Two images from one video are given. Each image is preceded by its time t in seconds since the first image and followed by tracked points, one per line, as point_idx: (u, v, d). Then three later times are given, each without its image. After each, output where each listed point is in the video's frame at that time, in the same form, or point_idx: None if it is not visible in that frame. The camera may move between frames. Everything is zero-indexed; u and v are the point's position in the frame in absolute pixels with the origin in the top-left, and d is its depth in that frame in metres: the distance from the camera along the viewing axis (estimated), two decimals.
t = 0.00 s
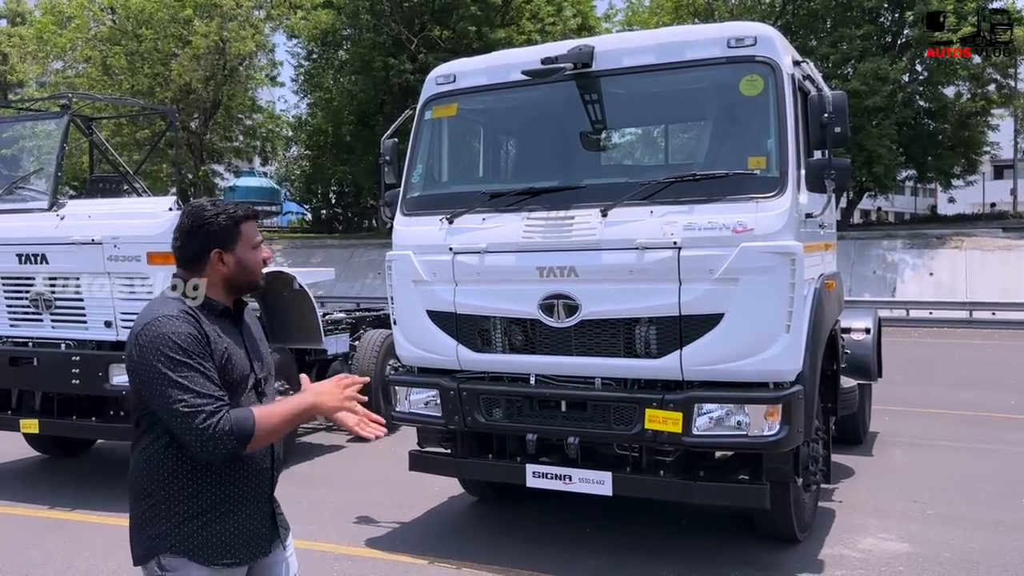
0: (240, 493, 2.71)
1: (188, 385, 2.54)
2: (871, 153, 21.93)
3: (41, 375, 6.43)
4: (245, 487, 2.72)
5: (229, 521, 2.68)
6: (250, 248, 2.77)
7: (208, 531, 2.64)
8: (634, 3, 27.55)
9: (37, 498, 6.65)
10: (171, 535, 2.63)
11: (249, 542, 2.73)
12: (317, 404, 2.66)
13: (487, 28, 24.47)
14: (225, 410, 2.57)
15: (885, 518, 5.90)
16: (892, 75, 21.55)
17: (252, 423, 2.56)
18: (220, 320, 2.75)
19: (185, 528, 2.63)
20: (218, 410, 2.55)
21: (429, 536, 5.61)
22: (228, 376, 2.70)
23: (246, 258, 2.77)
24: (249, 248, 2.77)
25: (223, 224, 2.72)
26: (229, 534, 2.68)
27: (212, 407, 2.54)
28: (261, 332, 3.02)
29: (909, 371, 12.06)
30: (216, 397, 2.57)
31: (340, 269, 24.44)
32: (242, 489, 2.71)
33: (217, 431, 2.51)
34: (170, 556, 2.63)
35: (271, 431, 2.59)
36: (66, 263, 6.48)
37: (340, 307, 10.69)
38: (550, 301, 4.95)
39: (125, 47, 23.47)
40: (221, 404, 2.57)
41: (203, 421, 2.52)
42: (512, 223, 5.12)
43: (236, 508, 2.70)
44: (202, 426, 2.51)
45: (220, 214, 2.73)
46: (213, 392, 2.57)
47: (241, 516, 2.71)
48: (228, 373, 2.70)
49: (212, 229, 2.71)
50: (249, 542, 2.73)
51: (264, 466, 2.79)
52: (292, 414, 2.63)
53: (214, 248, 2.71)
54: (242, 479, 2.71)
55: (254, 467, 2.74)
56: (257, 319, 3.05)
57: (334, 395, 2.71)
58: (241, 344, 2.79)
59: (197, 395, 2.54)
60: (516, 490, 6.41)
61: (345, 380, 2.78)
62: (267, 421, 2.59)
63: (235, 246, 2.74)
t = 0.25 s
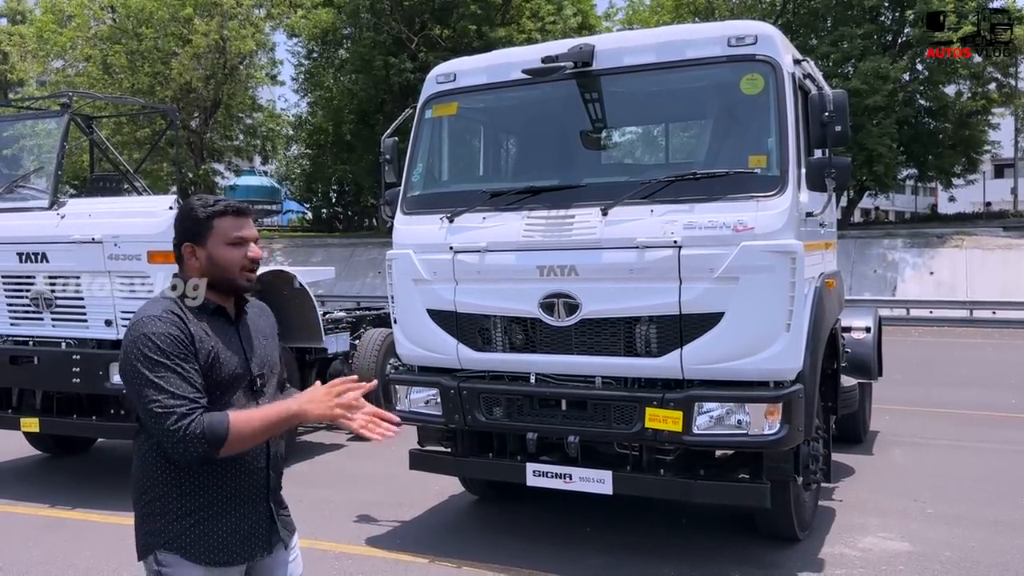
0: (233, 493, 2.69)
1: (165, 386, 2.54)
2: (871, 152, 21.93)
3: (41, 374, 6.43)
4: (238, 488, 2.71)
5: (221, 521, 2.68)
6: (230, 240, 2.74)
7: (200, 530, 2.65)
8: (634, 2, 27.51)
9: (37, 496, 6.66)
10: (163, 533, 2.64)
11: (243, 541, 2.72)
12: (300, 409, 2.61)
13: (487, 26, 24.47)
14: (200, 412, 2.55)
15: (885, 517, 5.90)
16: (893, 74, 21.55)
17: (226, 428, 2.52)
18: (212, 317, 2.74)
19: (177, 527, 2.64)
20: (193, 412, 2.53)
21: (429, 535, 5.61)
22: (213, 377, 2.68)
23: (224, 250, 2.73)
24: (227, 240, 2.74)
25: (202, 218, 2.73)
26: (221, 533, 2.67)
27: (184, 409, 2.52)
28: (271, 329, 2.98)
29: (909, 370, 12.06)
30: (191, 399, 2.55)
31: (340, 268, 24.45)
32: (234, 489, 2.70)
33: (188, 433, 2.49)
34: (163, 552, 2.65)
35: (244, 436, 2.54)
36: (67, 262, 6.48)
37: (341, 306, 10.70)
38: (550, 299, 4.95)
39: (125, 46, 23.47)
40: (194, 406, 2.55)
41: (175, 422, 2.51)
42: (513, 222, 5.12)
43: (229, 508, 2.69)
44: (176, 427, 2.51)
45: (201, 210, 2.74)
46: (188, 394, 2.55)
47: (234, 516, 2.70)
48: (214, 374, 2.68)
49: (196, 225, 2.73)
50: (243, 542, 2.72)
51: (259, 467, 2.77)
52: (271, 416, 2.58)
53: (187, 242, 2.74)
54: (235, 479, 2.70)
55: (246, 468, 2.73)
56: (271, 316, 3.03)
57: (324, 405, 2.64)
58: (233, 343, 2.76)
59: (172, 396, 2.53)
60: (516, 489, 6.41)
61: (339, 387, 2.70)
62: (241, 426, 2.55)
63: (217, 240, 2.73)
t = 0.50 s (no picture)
0: (213, 494, 2.68)
1: (110, 378, 2.57)
2: (872, 151, 21.92)
3: (41, 373, 6.43)
4: (222, 487, 2.70)
5: (202, 521, 2.68)
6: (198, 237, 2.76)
7: (181, 528, 2.67)
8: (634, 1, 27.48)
9: (38, 495, 6.66)
10: (151, 528, 2.70)
11: (227, 542, 2.70)
12: (229, 439, 2.49)
13: (487, 25, 24.47)
14: (133, 407, 2.53)
15: (886, 516, 5.90)
16: (894, 73, 21.55)
17: (143, 428, 2.49)
18: (199, 315, 2.73)
19: (163, 523, 2.68)
20: (124, 406, 2.53)
21: (429, 534, 5.61)
22: (182, 373, 2.67)
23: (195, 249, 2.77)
24: (194, 237, 2.77)
25: (180, 218, 2.81)
26: (201, 533, 2.68)
27: (120, 400, 2.53)
28: (279, 329, 2.92)
29: (909, 369, 12.06)
30: (132, 392, 2.54)
31: (341, 267, 24.45)
32: (214, 490, 2.69)
33: (108, 427, 2.51)
34: (153, 547, 2.70)
35: (163, 444, 2.48)
36: (68, 261, 6.48)
37: (341, 305, 10.70)
38: (551, 298, 4.95)
39: (125, 45, 23.46)
40: (133, 400, 2.54)
41: (105, 414, 2.53)
42: (513, 221, 5.12)
43: (210, 509, 2.69)
44: (106, 420, 2.53)
45: (178, 212, 2.82)
46: (132, 388, 2.55)
47: (216, 516, 2.69)
48: (184, 370, 2.67)
49: (179, 227, 2.80)
50: (228, 542, 2.70)
51: (243, 467, 2.72)
52: (207, 438, 2.49)
53: (174, 246, 2.83)
54: (218, 478, 2.69)
55: (225, 469, 2.69)
56: (286, 319, 2.97)
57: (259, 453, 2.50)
58: (216, 340, 2.73)
59: (112, 389, 2.55)
60: (516, 488, 6.41)
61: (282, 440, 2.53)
62: (161, 433, 2.48)
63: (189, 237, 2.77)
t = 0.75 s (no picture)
0: (199, 491, 2.69)
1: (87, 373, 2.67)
2: (872, 150, 21.92)
3: (42, 372, 6.43)
4: (208, 484, 2.70)
5: (189, 518, 2.70)
6: (192, 236, 2.77)
7: (170, 524, 2.70)
8: None
9: (38, 494, 6.66)
10: (143, 524, 2.74)
11: (214, 540, 2.70)
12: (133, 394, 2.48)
13: (487, 24, 24.45)
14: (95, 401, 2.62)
15: (886, 515, 5.90)
16: (894, 72, 21.55)
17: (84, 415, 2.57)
18: (190, 316, 2.75)
19: (153, 519, 2.72)
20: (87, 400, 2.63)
21: (429, 533, 5.61)
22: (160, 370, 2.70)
23: (190, 248, 2.78)
24: (189, 237, 2.78)
25: (176, 218, 2.82)
26: (188, 530, 2.69)
27: (85, 396, 2.63)
28: (278, 327, 2.90)
29: (910, 368, 12.06)
30: (99, 389, 2.63)
31: (341, 266, 24.45)
32: (199, 487, 2.69)
33: (69, 416, 2.62)
34: (147, 542, 2.75)
35: (95, 424, 2.55)
36: (68, 260, 6.48)
37: (341, 304, 10.70)
38: (551, 297, 4.95)
39: (125, 43, 23.44)
40: (97, 396, 2.63)
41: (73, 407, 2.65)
42: (513, 220, 5.12)
43: (196, 506, 2.70)
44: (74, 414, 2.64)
45: (178, 210, 2.83)
46: (100, 384, 2.64)
47: (202, 513, 2.70)
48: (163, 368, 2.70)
49: (176, 227, 2.81)
50: (215, 540, 2.70)
51: (227, 465, 2.71)
52: (116, 401, 2.51)
53: (172, 245, 2.85)
54: (205, 477, 2.69)
55: (208, 466, 2.69)
56: (288, 317, 2.95)
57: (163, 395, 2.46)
58: (202, 339, 2.73)
59: (82, 384, 2.67)
60: (516, 486, 6.41)
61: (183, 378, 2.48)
62: (95, 413, 2.55)
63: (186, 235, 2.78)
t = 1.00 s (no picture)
0: (188, 489, 2.71)
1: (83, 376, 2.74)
2: (871, 149, 21.93)
3: (41, 371, 6.43)
4: (197, 483, 2.71)
5: (179, 517, 2.71)
6: (184, 238, 2.77)
7: (161, 523, 2.72)
8: None
9: (37, 493, 6.66)
10: (138, 522, 2.77)
11: (204, 538, 2.71)
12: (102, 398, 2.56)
13: (487, 23, 24.44)
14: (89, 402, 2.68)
15: (885, 514, 5.91)
16: (894, 71, 21.57)
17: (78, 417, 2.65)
18: (180, 317, 2.76)
19: (146, 517, 2.75)
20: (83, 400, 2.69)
21: (428, 532, 5.61)
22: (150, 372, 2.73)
23: (181, 250, 2.78)
24: (181, 238, 2.78)
25: (171, 219, 2.83)
26: (178, 528, 2.71)
27: (81, 399, 2.69)
28: (271, 328, 2.88)
29: (909, 367, 12.06)
30: (93, 392, 2.69)
31: (340, 265, 24.45)
32: (188, 485, 2.71)
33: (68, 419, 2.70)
34: (142, 540, 2.78)
35: (83, 431, 2.64)
36: (67, 259, 6.47)
37: (340, 303, 10.69)
38: (550, 297, 4.95)
39: (124, 42, 23.43)
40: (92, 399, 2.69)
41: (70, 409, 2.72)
42: (513, 219, 5.12)
43: (185, 504, 2.71)
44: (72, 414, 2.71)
45: (173, 212, 2.83)
46: (95, 386, 2.70)
47: (191, 512, 2.71)
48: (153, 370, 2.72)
49: (171, 227, 2.82)
50: (204, 538, 2.71)
51: (215, 464, 2.71)
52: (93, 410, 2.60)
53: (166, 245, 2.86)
54: (194, 475, 2.71)
55: (196, 465, 2.70)
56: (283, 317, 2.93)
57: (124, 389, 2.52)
58: (191, 340, 2.73)
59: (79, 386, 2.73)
60: (516, 486, 6.41)
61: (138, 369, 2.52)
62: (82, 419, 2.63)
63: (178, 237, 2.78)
